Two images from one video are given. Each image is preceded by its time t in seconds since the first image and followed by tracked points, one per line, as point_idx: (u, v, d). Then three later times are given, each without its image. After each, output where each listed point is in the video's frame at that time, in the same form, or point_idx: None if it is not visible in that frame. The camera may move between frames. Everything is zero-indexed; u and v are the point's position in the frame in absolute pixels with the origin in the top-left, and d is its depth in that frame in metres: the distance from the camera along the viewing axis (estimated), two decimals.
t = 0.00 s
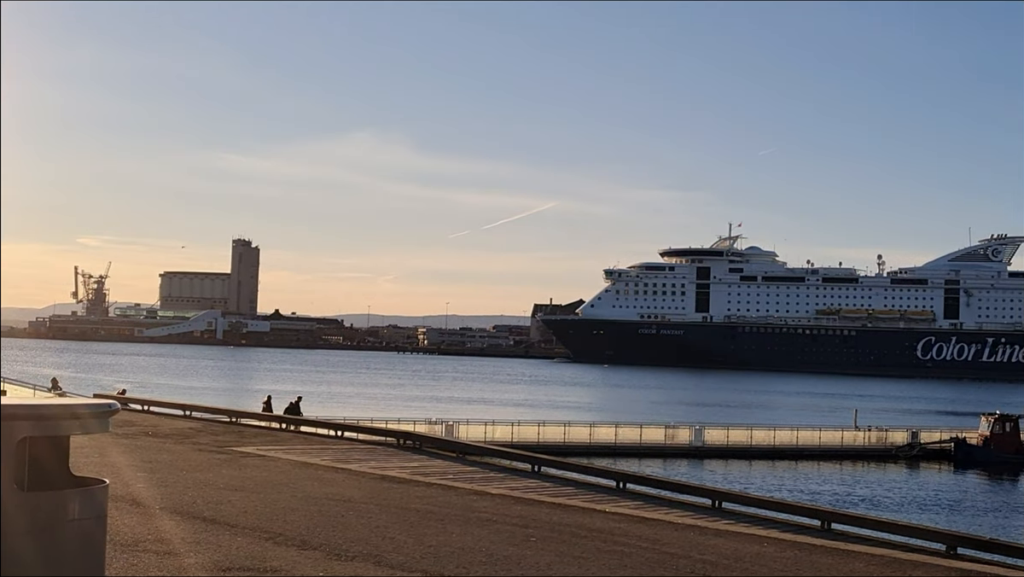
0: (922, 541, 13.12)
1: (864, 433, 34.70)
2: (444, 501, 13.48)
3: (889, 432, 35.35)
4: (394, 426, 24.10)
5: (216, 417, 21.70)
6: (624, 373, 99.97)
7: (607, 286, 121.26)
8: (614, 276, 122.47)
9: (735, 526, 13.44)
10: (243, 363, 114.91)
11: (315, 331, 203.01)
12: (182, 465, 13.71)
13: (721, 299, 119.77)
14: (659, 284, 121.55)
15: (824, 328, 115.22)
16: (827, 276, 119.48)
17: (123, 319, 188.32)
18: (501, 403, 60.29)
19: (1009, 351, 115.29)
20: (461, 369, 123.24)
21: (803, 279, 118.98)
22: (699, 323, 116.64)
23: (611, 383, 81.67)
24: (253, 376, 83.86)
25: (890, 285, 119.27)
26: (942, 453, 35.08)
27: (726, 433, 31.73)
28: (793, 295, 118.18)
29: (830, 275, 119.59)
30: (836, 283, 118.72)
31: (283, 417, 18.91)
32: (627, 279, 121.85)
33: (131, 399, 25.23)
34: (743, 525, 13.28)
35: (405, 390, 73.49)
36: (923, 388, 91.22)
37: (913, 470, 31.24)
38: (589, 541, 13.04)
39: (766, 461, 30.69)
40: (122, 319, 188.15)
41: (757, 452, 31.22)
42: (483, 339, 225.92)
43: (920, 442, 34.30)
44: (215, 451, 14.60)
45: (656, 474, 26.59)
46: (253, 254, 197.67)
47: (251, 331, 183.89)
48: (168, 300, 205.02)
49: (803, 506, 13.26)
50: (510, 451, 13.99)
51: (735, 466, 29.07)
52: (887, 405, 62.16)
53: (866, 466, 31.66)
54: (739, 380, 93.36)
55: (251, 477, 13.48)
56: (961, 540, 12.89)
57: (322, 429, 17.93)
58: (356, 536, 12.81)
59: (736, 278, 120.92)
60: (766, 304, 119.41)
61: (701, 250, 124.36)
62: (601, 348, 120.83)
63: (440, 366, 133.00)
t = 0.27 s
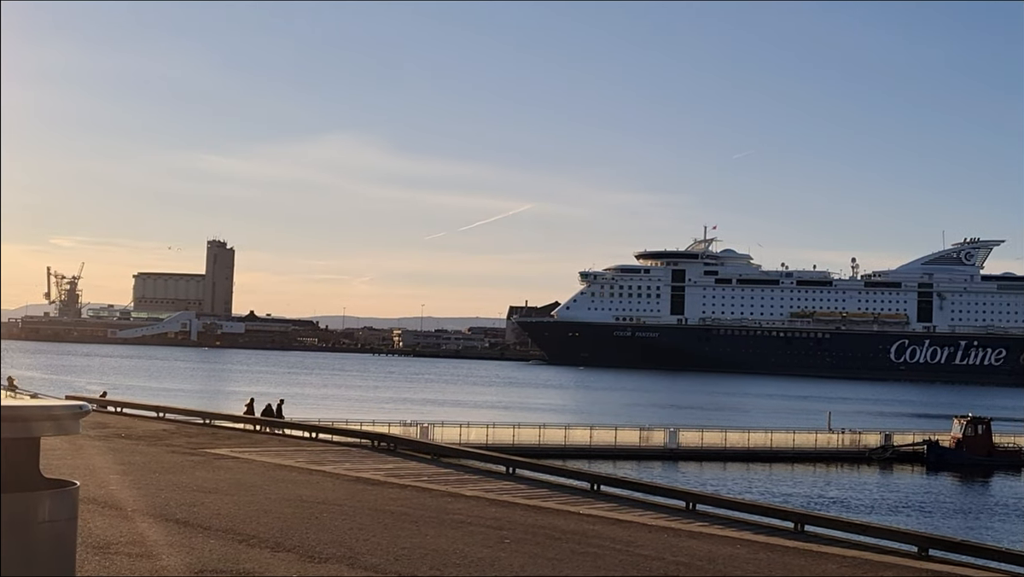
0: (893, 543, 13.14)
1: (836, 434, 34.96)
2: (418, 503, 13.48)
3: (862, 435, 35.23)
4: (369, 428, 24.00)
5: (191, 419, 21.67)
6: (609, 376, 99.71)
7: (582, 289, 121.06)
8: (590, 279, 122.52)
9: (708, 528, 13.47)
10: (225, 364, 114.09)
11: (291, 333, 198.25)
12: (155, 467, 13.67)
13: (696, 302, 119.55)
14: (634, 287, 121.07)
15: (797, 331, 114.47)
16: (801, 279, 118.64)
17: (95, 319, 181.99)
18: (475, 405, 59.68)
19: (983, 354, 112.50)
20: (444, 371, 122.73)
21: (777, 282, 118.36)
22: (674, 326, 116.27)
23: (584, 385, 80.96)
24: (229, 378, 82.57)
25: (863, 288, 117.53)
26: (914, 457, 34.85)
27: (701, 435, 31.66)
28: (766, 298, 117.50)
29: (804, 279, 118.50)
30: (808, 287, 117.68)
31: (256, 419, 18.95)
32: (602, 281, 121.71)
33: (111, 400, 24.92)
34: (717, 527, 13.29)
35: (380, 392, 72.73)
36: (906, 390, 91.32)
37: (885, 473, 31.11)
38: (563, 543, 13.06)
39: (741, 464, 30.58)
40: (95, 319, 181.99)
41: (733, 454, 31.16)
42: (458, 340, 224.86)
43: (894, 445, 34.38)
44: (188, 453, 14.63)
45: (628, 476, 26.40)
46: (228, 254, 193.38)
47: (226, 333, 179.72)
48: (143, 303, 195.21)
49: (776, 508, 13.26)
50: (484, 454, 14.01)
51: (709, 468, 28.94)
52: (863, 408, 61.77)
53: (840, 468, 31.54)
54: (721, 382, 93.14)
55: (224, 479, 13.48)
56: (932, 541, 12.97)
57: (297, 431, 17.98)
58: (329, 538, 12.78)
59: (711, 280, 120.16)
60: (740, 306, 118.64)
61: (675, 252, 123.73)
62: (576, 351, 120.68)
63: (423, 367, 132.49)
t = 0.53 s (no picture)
0: (867, 544, 13.18)
1: (813, 437, 33.93)
2: (395, 504, 13.48)
3: (839, 436, 34.57)
4: (347, 429, 23.77)
5: (166, 423, 21.51)
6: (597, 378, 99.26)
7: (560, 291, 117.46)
8: (567, 280, 119.15)
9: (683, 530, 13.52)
10: (209, 366, 112.86)
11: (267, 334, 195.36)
12: (132, 471, 13.64)
13: (674, 304, 117.04)
14: (612, 289, 117.95)
15: (774, 334, 112.24)
16: (779, 281, 116.16)
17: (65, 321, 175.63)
18: (452, 407, 58.71)
19: (958, 356, 110.32)
20: (431, 373, 121.89)
21: (754, 284, 115.97)
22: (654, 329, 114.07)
23: (564, 386, 80.20)
24: (206, 380, 80.79)
25: (840, 291, 115.30)
26: (890, 459, 33.37)
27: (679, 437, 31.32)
28: (744, 300, 115.13)
29: (781, 281, 116.20)
30: (786, 288, 115.12)
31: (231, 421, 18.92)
32: (580, 283, 118.41)
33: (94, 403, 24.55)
34: (693, 528, 13.33)
35: (358, 394, 71.63)
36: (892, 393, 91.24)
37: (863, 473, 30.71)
38: (539, 544, 13.05)
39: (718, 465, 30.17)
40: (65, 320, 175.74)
41: (710, 456, 30.83)
42: (437, 341, 223.37)
43: (870, 447, 33.35)
44: (164, 455, 14.62)
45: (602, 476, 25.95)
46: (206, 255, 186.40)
47: (203, 335, 173.63)
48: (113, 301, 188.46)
49: (753, 510, 13.30)
50: (461, 455, 14.00)
51: (686, 470, 28.52)
52: (839, 410, 61.29)
53: (817, 469, 31.16)
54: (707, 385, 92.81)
55: (201, 482, 13.46)
56: (907, 543, 12.98)
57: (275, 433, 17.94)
58: (306, 540, 12.75)
59: (689, 283, 118.00)
60: (718, 309, 116.30)
61: (653, 254, 121.14)
62: (554, 353, 117.49)
63: (409, 370, 131.60)
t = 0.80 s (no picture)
0: (845, 545, 13.18)
1: (790, 439, 33.48)
2: (374, 505, 13.47)
3: (817, 438, 33.97)
4: (326, 430, 23.63)
5: (145, 424, 21.48)
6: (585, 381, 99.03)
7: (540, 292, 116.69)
8: (546, 282, 118.20)
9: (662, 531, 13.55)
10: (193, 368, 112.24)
11: (248, 335, 194.66)
12: (108, 473, 13.63)
13: (653, 306, 116.64)
14: (591, 291, 117.39)
15: (753, 336, 111.43)
16: (758, 283, 115.83)
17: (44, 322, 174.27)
18: (430, 408, 58.26)
19: (936, 359, 110.44)
20: (417, 375, 121.42)
21: (734, 286, 115.59)
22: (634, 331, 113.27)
23: (546, 388, 79.79)
24: (184, 382, 80.08)
25: (818, 293, 115.23)
26: (868, 461, 33.01)
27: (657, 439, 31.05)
28: (722, 302, 114.79)
29: (760, 284, 115.78)
30: (765, 291, 114.94)
31: (210, 421, 18.94)
32: (559, 285, 117.46)
33: (79, 404, 24.36)
34: (671, 529, 13.34)
35: (338, 395, 71.09)
36: (879, 395, 91.23)
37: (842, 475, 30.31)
38: (517, 546, 13.04)
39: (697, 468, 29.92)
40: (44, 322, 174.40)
41: (688, 458, 30.57)
42: (417, 344, 222.60)
43: (848, 449, 32.98)
44: (141, 456, 14.62)
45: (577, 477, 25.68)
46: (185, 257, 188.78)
47: (182, 336, 173.86)
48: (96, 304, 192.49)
49: (732, 512, 13.30)
50: (439, 455, 14.00)
51: (664, 472, 28.31)
52: (818, 412, 61.26)
53: (795, 471, 30.80)
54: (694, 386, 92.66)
55: (178, 484, 13.45)
56: (884, 544, 12.97)
57: (255, 435, 17.93)
58: (283, 542, 12.69)
59: (668, 284, 117.54)
60: (697, 310, 116.06)
61: (633, 257, 120.87)
62: (533, 354, 116.56)
63: (395, 372, 131.16)
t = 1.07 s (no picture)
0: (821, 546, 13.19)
1: (767, 439, 32.12)
2: (352, 507, 13.45)
3: (795, 440, 32.42)
4: (305, 431, 23.29)
5: (124, 427, 21.35)
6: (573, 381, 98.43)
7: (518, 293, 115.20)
8: (526, 284, 116.84)
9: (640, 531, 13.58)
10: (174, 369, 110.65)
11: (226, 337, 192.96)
12: (85, 475, 13.61)
13: (632, 307, 115.25)
14: (570, 292, 116.09)
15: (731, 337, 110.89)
16: (736, 285, 114.94)
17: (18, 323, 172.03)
18: (406, 409, 56.97)
19: (913, 360, 110.76)
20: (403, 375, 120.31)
21: (712, 287, 114.62)
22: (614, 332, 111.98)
23: (524, 388, 78.87)
24: (162, 384, 78.98)
25: (796, 294, 114.21)
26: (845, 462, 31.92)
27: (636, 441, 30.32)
28: (699, 303, 113.76)
29: (738, 285, 115.00)
30: (743, 293, 114.20)
31: (186, 424, 18.89)
32: (539, 286, 116.19)
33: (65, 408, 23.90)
34: (649, 530, 13.35)
35: (312, 396, 69.68)
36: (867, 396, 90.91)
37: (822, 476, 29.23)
38: (495, 547, 12.99)
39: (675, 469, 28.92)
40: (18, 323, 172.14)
41: (666, 460, 29.87)
42: (395, 346, 220.76)
43: (825, 450, 31.86)
44: (117, 459, 14.60)
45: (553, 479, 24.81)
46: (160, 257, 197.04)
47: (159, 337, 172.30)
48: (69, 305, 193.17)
49: (708, 513, 13.34)
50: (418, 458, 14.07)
51: (643, 472, 27.47)
52: (796, 412, 60.98)
53: (772, 472, 29.94)
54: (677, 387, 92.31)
55: (156, 486, 13.45)
56: (861, 544, 12.94)
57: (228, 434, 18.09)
58: (261, 544, 12.57)
59: (646, 286, 116.36)
60: (675, 311, 114.87)
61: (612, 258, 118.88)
62: (512, 355, 115.53)
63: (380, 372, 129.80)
